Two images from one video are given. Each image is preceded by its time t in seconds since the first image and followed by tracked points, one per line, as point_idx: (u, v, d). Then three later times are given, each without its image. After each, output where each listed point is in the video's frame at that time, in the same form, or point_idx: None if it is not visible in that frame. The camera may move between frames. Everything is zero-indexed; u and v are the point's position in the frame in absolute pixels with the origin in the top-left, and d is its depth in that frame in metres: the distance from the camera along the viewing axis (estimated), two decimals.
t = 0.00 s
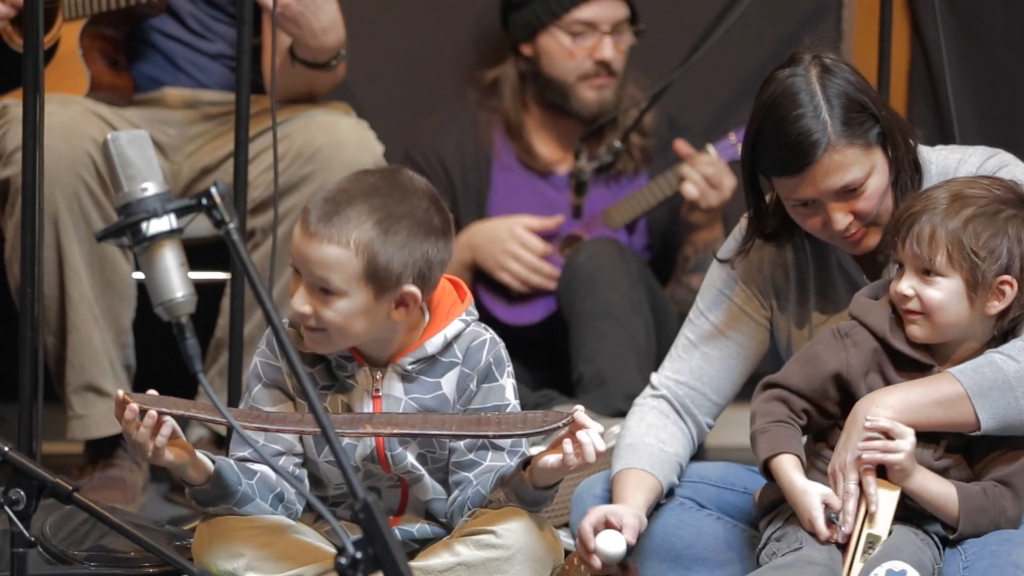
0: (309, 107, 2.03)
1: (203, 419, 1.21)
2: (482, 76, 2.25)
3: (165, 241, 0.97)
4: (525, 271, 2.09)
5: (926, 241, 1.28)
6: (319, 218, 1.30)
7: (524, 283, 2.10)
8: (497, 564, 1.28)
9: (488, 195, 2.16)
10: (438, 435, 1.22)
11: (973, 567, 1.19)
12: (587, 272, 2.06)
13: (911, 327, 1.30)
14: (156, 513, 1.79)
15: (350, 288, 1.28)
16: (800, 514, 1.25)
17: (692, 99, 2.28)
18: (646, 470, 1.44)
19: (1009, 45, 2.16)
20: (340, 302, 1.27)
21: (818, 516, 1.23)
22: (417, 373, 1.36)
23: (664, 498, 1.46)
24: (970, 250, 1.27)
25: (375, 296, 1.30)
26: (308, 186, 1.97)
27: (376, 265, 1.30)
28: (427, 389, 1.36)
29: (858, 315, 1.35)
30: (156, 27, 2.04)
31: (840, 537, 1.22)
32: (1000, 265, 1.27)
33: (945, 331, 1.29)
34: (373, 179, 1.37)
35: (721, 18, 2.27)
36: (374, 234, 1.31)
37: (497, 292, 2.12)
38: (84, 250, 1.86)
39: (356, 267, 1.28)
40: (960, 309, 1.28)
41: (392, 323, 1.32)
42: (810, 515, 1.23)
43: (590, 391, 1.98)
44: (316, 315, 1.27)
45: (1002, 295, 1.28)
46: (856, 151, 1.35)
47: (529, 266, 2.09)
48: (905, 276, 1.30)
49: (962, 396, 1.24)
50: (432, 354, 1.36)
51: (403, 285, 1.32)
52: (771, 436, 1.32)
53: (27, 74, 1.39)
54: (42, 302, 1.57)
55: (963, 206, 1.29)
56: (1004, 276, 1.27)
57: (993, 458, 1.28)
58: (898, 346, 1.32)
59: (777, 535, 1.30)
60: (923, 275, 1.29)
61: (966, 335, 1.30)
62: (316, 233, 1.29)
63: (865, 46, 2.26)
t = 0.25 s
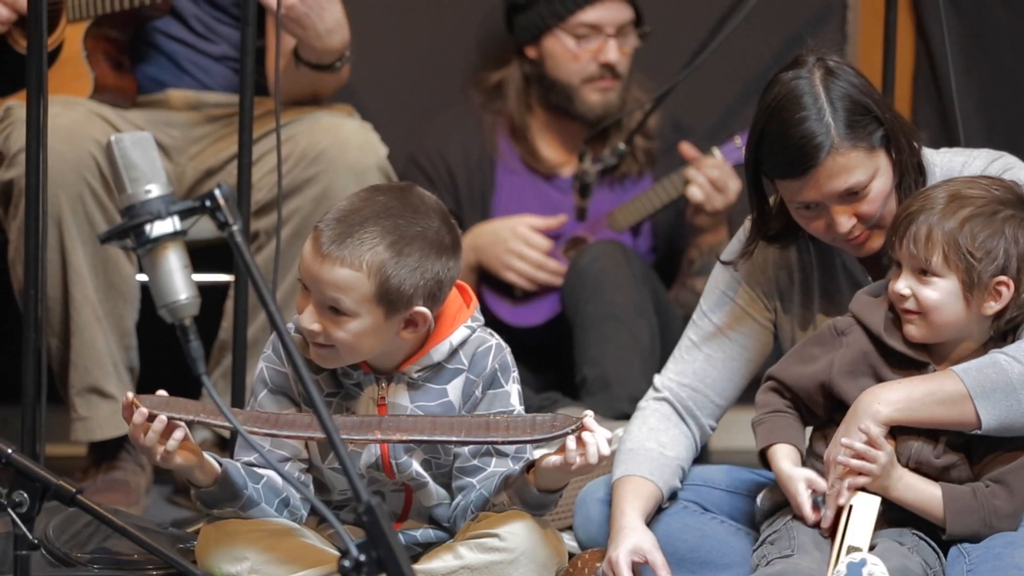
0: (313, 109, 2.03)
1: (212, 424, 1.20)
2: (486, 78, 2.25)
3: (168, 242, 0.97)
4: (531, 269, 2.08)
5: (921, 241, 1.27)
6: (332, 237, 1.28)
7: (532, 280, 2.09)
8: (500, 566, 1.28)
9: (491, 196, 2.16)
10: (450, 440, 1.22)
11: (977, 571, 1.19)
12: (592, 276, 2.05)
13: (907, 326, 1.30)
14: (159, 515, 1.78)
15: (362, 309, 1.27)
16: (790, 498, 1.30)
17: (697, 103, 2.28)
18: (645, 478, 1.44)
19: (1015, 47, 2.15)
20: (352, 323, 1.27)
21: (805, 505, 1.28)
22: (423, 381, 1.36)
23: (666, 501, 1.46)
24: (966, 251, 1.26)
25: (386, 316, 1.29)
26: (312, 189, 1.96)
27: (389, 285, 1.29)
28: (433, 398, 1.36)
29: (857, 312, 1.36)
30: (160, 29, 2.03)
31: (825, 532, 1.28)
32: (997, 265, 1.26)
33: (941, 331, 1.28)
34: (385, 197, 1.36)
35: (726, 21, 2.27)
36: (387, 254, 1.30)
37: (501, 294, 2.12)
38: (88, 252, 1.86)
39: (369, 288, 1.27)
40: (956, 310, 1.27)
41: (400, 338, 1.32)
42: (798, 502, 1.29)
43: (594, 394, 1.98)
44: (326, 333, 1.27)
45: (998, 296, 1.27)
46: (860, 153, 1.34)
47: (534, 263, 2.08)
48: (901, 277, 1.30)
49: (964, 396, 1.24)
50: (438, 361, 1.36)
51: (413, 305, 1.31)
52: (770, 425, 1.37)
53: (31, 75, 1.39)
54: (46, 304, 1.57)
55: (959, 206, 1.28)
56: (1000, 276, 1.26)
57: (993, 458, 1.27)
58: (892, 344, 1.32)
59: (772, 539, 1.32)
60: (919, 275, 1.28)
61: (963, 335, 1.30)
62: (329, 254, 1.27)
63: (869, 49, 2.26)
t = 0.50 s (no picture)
0: (317, 112, 2.03)
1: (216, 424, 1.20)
2: (489, 81, 2.25)
3: (172, 245, 0.96)
4: (531, 281, 2.08)
5: (926, 270, 1.27)
6: (344, 240, 1.29)
7: (531, 293, 2.09)
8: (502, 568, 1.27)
9: (494, 203, 2.15)
10: (449, 445, 1.20)
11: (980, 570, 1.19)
12: (595, 278, 2.05)
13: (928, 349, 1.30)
14: (163, 519, 1.78)
15: (367, 313, 1.27)
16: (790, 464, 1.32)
17: (701, 107, 2.27)
18: (647, 476, 1.43)
19: (1018, 51, 2.15)
20: (356, 327, 1.27)
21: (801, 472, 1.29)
22: (427, 384, 1.36)
23: (668, 503, 1.46)
24: (972, 271, 1.26)
25: (392, 323, 1.29)
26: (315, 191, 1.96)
27: (396, 293, 1.29)
28: (437, 402, 1.35)
29: (868, 318, 1.37)
30: (163, 31, 2.03)
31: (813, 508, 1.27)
32: (1004, 274, 1.26)
33: (961, 346, 1.29)
34: (402, 206, 1.36)
35: (729, 23, 2.27)
36: (398, 263, 1.30)
37: (504, 298, 2.12)
38: (91, 255, 1.85)
39: (375, 293, 1.27)
40: (975, 326, 1.28)
41: (402, 346, 1.32)
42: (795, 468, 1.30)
43: (597, 396, 1.97)
44: (330, 334, 1.27)
45: (1012, 302, 1.27)
46: (862, 156, 1.34)
47: (536, 276, 2.08)
48: (909, 309, 1.29)
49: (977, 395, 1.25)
50: (442, 364, 1.36)
51: (418, 317, 1.30)
52: (784, 407, 1.38)
53: (34, 78, 1.39)
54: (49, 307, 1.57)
55: (958, 226, 1.28)
56: (1011, 284, 1.26)
57: (1001, 462, 1.28)
58: (897, 345, 1.33)
59: (777, 541, 1.31)
60: (928, 305, 1.28)
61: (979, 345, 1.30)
62: (339, 256, 1.28)
63: (872, 50, 2.26)
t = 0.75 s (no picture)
0: (319, 116, 2.03)
1: (213, 429, 1.20)
2: (491, 84, 2.25)
3: (173, 248, 0.97)
4: (534, 275, 2.07)
5: (939, 267, 1.26)
6: (371, 236, 1.29)
7: (536, 286, 2.08)
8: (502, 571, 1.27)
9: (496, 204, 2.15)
10: (442, 455, 1.19)
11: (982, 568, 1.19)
12: (597, 281, 2.05)
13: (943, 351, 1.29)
14: (164, 521, 1.78)
15: (387, 311, 1.27)
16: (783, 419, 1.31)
17: (703, 110, 2.28)
18: (645, 479, 1.43)
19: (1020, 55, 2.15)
20: (371, 323, 1.27)
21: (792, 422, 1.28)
22: (430, 391, 1.36)
23: (669, 506, 1.46)
24: (983, 262, 1.26)
25: (410, 324, 1.29)
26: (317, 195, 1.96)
27: (417, 295, 1.29)
28: (441, 409, 1.36)
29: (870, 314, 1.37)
30: (165, 35, 2.03)
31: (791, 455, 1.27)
32: (1011, 265, 1.27)
33: (975, 345, 1.29)
34: (432, 209, 1.36)
35: (731, 27, 2.27)
36: (424, 264, 1.30)
37: (504, 299, 2.11)
38: (93, 258, 1.86)
39: (397, 292, 1.28)
40: (988, 323, 1.27)
41: (415, 349, 1.31)
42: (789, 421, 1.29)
43: (599, 399, 1.97)
44: (344, 327, 1.27)
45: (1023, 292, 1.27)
46: (865, 159, 1.34)
47: (539, 269, 2.07)
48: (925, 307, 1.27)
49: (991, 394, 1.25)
50: (445, 369, 1.36)
51: (434, 320, 1.30)
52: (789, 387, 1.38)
53: (37, 81, 1.40)
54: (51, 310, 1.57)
55: (961, 222, 1.28)
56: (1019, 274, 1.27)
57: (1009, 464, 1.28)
58: (905, 350, 1.34)
59: (776, 541, 1.31)
60: (943, 301, 1.27)
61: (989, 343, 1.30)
62: (364, 251, 1.28)
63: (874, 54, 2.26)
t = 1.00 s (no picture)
0: (319, 117, 2.03)
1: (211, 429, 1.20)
2: (492, 86, 2.25)
3: (174, 250, 0.97)
4: (535, 273, 2.08)
5: (933, 277, 1.27)
6: (393, 252, 1.29)
7: (536, 284, 2.09)
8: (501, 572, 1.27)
9: (496, 202, 2.16)
10: (438, 460, 1.18)
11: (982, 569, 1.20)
12: (596, 283, 2.05)
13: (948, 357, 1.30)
14: (165, 522, 1.78)
15: (425, 317, 1.28)
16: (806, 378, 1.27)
17: (703, 111, 2.28)
18: (645, 482, 1.43)
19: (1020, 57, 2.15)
20: (414, 332, 1.28)
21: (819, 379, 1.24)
22: (425, 392, 1.36)
23: (670, 508, 1.46)
24: (977, 270, 1.27)
25: (442, 320, 1.31)
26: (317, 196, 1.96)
27: (446, 291, 1.31)
28: (437, 411, 1.36)
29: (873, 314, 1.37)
30: (165, 36, 2.03)
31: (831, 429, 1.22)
32: (1006, 267, 1.28)
33: (978, 349, 1.29)
34: (424, 203, 1.38)
35: (731, 29, 2.27)
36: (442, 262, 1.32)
37: (505, 300, 2.11)
38: (94, 259, 1.86)
39: (431, 296, 1.29)
40: (988, 327, 1.28)
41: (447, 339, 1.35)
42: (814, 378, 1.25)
43: (599, 400, 1.97)
44: (389, 345, 1.27)
45: (1019, 293, 1.28)
46: (869, 161, 1.34)
47: (539, 267, 2.08)
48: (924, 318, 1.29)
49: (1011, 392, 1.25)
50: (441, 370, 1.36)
51: (465, 306, 1.34)
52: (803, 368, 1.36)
53: (37, 83, 1.40)
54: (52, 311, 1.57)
55: (953, 229, 1.28)
56: (1015, 275, 1.28)
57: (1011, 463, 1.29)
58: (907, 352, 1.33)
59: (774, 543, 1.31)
60: (941, 312, 1.27)
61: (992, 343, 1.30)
62: (394, 268, 1.28)
63: (874, 55, 2.27)
